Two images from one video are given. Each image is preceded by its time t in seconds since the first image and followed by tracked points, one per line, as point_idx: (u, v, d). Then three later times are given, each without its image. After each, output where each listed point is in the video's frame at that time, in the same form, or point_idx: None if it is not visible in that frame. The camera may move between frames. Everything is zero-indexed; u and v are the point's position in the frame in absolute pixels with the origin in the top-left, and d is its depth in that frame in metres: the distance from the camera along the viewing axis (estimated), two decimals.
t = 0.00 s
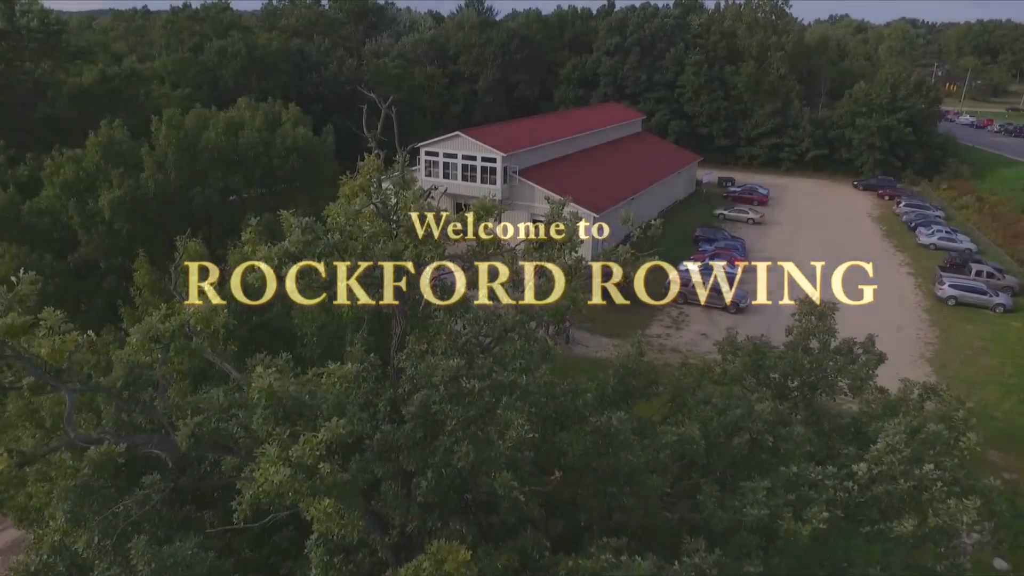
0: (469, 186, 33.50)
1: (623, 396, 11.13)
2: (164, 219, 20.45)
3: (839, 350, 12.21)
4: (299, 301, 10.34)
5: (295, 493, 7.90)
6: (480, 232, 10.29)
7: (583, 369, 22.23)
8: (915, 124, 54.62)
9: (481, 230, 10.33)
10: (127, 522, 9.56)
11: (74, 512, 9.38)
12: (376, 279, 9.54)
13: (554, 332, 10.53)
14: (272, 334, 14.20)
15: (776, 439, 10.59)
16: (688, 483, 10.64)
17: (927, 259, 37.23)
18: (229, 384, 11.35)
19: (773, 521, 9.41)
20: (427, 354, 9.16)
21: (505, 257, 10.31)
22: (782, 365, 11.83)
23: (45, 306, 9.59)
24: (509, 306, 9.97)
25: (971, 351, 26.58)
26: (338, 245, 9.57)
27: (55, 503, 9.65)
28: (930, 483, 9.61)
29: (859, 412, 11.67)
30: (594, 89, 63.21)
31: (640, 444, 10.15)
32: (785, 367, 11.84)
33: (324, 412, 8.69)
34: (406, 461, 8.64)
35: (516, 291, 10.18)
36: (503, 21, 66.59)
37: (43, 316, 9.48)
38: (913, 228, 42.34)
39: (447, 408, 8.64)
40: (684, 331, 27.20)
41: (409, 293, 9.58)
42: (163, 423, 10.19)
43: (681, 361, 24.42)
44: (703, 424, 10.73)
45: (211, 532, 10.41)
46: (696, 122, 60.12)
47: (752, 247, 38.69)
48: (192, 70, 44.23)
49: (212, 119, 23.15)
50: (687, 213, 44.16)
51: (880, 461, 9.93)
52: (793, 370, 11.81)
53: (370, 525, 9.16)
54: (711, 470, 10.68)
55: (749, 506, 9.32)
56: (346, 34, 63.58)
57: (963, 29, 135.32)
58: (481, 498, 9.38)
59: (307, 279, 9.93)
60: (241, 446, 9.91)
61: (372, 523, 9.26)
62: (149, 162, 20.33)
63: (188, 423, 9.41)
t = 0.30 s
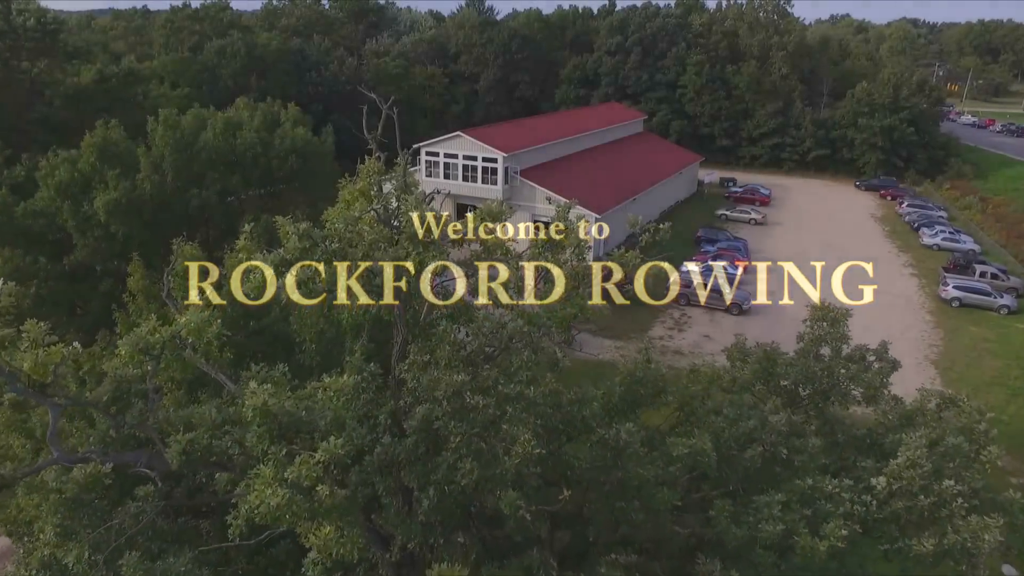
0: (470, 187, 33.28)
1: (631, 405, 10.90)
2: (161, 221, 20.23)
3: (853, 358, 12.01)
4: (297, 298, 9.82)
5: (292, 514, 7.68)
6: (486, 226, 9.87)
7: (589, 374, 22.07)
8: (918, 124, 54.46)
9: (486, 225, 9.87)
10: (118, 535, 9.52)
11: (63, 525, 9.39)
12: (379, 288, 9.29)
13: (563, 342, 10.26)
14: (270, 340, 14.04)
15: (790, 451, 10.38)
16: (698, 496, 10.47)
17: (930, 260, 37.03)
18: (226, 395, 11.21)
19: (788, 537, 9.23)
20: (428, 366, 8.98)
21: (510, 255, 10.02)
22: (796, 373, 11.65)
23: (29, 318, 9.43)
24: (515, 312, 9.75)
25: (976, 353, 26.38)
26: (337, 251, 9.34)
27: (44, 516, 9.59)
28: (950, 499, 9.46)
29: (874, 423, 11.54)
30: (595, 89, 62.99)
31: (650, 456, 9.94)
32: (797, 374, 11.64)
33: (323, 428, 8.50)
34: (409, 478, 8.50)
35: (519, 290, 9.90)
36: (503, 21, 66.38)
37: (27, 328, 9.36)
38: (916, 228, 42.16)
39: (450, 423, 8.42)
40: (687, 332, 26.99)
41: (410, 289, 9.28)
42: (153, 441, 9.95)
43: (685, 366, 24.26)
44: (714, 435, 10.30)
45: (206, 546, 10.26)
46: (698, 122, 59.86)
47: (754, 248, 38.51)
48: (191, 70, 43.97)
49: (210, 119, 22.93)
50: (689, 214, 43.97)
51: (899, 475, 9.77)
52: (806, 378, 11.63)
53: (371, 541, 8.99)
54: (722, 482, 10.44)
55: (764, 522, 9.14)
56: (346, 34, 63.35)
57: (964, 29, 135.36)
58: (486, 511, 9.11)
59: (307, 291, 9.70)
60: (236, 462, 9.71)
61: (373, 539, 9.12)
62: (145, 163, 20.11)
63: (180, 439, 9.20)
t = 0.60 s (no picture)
0: (470, 187, 33.04)
1: (640, 417, 10.64)
2: (155, 223, 19.99)
3: (869, 367, 11.81)
4: (297, 303, 9.24)
5: (283, 547, 7.45)
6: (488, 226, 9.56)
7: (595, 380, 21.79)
8: (919, 125, 54.25)
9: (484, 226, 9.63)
10: (105, 557, 9.48)
11: (48, 546, 9.39)
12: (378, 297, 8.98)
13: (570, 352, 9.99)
14: (265, 347, 13.99)
15: (808, 467, 10.14)
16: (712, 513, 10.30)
17: (934, 261, 36.79)
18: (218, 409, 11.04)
19: (807, 559, 8.97)
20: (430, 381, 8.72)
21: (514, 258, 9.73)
22: (811, 383, 11.45)
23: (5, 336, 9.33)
24: (522, 325, 9.53)
25: (980, 356, 26.13)
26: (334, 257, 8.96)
27: (28, 536, 9.57)
28: (978, 520, 9.23)
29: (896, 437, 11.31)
30: (596, 89, 62.73)
31: (664, 471, 9.66)
32: (812, 384, 11.40)
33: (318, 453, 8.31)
34: (409, 499, 8.23)
35: (520, 290, 9.64)
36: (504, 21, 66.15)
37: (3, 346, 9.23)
38: (918, 229, 41.94)
39: (455, 444, 8.18)
40: (690, 335, 26.76)
41: (411, 291, 8.97)
42: (137, 461, 10.04)
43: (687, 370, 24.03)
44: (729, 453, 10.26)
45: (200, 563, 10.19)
46: (699, 122, 59.58)
47: (757, 249, 38.27)
48: (190, 70, 43.74)
49: (206, 119, 22.66)
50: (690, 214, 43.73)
51: (925, 495, 9.51)
52: (821, 389, 11.40)
53: (368, 563, 8.81)
54: (736, 499, 10.26)
55: (783, 543, 8.96)
56: (346, 34, 63.14)
57: (965, 30, 135.80)
58: (491, 530, 8.86)
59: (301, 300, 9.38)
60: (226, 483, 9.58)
61: (371, 558, 8.93)
62: (139, 164, 19.86)
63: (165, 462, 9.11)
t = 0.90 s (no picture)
0: (471, 188, 32.71)
1: (650, 432, 10.24)
2: (148, 226, 19.72)
3: (888, 377, 11.65)
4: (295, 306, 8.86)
5: None
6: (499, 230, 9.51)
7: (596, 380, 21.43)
8: (922, 125, 53.98)
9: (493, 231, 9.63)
10: None
11: None
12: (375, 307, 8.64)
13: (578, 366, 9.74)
14: (261, 355, 13.75)
15: (832, 485, 9.93)
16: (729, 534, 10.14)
17: (938, 262, 36.46)
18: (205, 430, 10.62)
19: None
20: (432, 398, 8.48)
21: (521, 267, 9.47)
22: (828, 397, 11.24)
23: None
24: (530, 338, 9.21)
25: (988, 359, 25.79)
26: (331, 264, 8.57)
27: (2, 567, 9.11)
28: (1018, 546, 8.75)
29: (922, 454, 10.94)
30: (597, 89, 62.43)
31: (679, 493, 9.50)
32: (831, 397, 11.29)
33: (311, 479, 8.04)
34: (410, 527, 7.99)
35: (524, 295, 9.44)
36: (504, 20, 65.84)
37: None
38: (922, 231, 41.64)
39: (459, 470, 7.86)
40: (693, 337, 26.54)
41: (410, 292, 8.52)
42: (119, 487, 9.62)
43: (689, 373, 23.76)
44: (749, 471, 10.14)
45: None
46: (700, 122, 59.26)
47: (759, 250, 37.97)
48: (188, 69, 43.47)
49: (202, 119, 22.38)
50: (692, 215, 43.35)
51: (955, 518, 9.17)
52: (839, 401, 11.26)
53: None
54: (755, 521, 10.09)
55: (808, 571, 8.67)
56: (346, 33, 62.83)
57: (966, 30, 135.60)
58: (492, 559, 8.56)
59: (294, 310, 9.03)
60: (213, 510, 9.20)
61: None
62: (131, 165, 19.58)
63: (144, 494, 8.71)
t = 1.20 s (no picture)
0: (471, 189, 32.40)
1: (666, 452, 9.69)
2: (140, 229, 19.43)
3: (914, 393, 11.48)
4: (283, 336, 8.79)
5: None
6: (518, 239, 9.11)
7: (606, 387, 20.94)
8: (926, 125, 53.66)
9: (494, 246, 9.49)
10: None
11: None
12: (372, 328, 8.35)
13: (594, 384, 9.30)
14: (255, 367, 13.46)
15: (864, 512, 9.19)
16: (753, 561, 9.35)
17: (943, 264, 36.10)
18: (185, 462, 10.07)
19: None
20: (436, 425, 8.28)
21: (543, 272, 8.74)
22: (852, 413, 11.00)
23: None
24: (540, 357, 8.91)
25: (997, 362, 25.47)
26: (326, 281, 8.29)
27: None
28: None
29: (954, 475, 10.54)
30: (598, 89, 62.14)
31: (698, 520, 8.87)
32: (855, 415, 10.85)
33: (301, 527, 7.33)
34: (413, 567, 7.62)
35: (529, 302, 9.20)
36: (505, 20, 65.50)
37: None
38: (926, 231, 41.30)
39: (469, 507, 7.58)
40: (697, 340, 26.26)
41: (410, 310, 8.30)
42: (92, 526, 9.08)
43: (693, 379, 23.47)
44: (772, 496, 9.51)
45: None
46: (702, 123, 58.94)
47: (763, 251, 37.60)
48: (186, 69, 43.16)
49: (197, 120, 22.06)
50: (695, 216, 42.98)
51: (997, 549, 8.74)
52: (862, 417, 11.01)
53: None
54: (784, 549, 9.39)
55: None
56: (345, 33, 62.49)
57: (967, 30, 135.41)
58: None
59: (287, 327, 8.75)
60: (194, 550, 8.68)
61: None
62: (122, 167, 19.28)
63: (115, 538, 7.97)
